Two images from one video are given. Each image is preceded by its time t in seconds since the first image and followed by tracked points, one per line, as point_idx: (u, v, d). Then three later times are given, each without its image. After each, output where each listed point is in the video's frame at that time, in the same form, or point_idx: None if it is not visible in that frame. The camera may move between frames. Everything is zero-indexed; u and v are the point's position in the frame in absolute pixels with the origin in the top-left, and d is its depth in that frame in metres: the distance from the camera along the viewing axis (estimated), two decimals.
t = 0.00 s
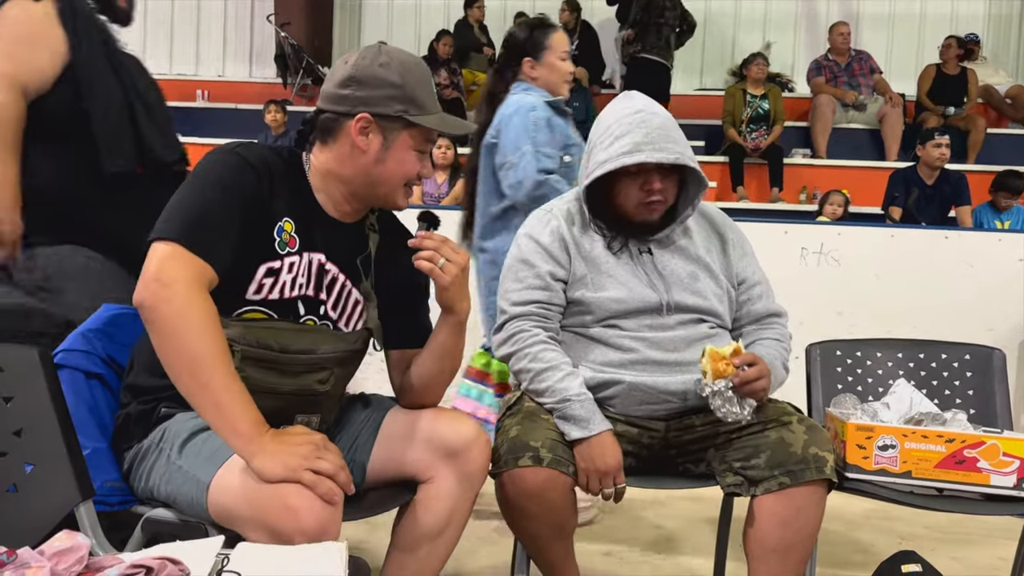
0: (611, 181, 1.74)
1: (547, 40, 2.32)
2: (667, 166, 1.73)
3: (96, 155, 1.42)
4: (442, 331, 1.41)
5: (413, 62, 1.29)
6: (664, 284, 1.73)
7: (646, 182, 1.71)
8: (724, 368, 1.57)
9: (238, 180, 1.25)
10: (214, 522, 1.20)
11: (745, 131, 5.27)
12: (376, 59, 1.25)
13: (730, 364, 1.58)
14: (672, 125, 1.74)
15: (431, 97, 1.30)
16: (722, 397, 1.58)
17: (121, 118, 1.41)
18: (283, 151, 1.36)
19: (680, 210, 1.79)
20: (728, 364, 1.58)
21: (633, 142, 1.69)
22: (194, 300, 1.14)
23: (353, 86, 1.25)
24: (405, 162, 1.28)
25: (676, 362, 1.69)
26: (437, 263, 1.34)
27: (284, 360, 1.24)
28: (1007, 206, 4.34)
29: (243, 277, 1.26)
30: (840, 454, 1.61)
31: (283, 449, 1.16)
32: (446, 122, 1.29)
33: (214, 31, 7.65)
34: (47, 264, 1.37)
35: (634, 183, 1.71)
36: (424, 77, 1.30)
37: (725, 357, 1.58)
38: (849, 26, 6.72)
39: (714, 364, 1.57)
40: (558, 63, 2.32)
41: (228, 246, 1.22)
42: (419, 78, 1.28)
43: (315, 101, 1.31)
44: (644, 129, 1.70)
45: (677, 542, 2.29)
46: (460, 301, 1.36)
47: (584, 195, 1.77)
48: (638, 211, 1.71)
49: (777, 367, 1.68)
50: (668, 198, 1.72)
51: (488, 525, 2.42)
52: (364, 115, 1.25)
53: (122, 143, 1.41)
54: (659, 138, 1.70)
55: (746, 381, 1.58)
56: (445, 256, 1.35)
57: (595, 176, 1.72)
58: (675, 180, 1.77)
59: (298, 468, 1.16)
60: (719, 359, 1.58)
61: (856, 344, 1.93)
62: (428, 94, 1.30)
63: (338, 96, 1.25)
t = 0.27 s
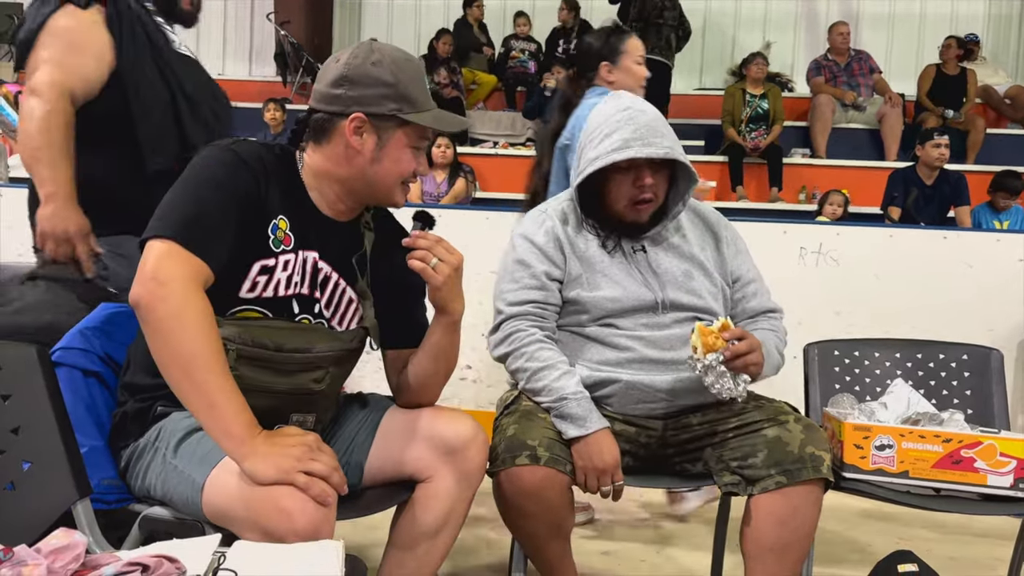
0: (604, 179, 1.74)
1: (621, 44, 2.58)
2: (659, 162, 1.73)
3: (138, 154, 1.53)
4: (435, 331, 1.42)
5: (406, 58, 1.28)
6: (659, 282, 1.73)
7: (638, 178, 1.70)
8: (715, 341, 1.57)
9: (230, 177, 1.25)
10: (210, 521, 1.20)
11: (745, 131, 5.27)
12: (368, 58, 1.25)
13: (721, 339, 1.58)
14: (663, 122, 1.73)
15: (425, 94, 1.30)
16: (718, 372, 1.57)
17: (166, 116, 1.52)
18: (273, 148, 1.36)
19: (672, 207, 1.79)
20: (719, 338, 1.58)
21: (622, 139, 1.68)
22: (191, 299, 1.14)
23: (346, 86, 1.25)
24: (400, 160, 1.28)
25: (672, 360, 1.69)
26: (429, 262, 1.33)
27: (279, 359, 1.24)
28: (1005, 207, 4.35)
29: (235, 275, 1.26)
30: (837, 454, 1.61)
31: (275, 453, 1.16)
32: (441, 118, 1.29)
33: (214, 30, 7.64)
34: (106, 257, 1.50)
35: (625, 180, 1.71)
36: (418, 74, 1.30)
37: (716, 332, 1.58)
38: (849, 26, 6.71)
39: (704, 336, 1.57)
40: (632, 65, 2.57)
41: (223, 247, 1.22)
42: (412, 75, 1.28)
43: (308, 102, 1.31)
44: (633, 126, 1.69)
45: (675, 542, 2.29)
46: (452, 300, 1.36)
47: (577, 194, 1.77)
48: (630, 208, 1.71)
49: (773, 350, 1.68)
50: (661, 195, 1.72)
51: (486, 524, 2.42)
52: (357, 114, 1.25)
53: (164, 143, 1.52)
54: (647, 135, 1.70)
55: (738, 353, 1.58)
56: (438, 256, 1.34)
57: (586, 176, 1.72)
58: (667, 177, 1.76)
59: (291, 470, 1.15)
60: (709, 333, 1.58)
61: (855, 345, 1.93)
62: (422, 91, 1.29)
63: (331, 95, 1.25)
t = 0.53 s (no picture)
0: (601, 181, 1.73)
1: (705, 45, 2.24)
2: (656, 164, 1.73)
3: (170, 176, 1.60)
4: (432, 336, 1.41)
5: (401, 57, 1.28)
6: (656, 283, 1.73)
7: (635, 181, 1.70)
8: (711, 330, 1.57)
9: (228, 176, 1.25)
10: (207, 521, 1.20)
11: (744, 132, 5.26)
12: (363, 56, 1.25)
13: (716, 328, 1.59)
14: (658, 125, 1.73)
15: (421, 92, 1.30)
16: (713, 362, 1.58)
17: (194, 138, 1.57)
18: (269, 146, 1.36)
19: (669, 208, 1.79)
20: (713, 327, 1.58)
21: (619, 143, 1.68)
22: (190, 298, 1.14)
23: (341, 84, 1.25)
24: (396, 159, 1.28)
25: (669, 361, 1.69)
26: (426, 267, 1.33)
27: (277, 359, 1.24)
28: (1004, 207, 4.35)
29: (231, 274, 1.26)
30: (835, 454, 1.61)
31: (274, 453, 1.16)
32: (437, 117, 1.29)
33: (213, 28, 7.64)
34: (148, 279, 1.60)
35: (622, 183, 1.71)
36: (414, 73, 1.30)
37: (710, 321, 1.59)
38: (848, 27, 6.71)
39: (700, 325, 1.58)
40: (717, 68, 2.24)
41: (223, 247, 1.22)
42: (408, 73, 1.28)
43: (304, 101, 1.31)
44: (629, 130, 1.69)
45: (673, 542, 2.29)
46: (449, 305, 1.36)
47: (573, 195, 1.77)
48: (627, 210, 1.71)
49: (767, 345, 1.68)
50: (658, 196, 1.72)
51: (485, 524, 2.42)
52: (352, 112, 1.24)
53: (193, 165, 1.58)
54: (644, 138, 1.69)
55: (730, 344, 1.60)
56: (435, 261, 1.33)
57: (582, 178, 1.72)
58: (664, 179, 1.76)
59: (289, 471, 1.16)
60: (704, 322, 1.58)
61: (853, 345, 1.93)
62: (418, 90, 1.29)
63: (325, 94, 1.25)
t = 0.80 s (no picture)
0: (597, 180, 1.74)
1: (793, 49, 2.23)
2: (652, 164, 1.73)
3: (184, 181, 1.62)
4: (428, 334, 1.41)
5: (392, 51, 1.29)
6: (652, 284, 1.73)
7: (631, 179, 1.71)
8: (700, 325, 1.58)
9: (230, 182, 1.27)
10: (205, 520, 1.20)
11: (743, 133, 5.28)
12: (352, 48, 1.27)
13: (704, 323, 1.59)
14: (656, 124, 1.73)
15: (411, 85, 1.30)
16: (705, 356, 1.58)
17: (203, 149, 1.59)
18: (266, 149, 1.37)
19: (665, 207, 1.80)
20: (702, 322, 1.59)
21: (615, 142, 1.69)
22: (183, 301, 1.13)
23: (329, 76, 1.26)
24: (383, 149, 1.27)
25: (665, 361, 1.70)
26: (424, 265, 1.32)
27: (274, 357, 1.25)
28: (1002, 208, 4.35)
29: (231, 274, 1.28)
30: (831, 455, 1.62)
31: (286, 440, 1.13)
32: (425, 107, 1.28)
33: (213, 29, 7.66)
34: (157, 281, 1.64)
35: (618, 182, 1.71)
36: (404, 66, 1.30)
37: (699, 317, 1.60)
38: (847, 28, 6.71)
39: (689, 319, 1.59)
40: (804, 72, 2.22)
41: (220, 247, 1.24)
42: (396, 65, 1.28)
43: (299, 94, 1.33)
44: (626, 129, 1.70)
45: (670, 542, 2.29)
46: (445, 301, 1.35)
47: (570, 195, 1.78)
48: (623, 209, 1.71)
49: (761, 344, 1.69)
50: (653, 196, 1.73)
51: (482, 525, 2.43)
52: (338, 103, 1.25)
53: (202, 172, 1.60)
54: (640, 137, 1.70)
55: (721, 339, 1.59)
56: (433, 259, 1.32)
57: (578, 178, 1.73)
58: (660, 179, 1.76)
59: (289, 470, 1.13)
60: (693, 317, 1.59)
61: (848, 346, 1.94)
62: (408, 83, 1.29)
63: (315, 87, 1.27)
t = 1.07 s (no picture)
0: (600, 182, 1.74)
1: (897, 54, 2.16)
2: (654, 166, 1.73)
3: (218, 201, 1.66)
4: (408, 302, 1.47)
5: (367, 33, 1.25)
6: (653, 286, 1.73)
7: (634, 181, 1.70)
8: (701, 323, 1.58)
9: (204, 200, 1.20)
10: (207, 520, 1.20)
11: (744, 134, 5.29)
12: (334, 37, 1.21)
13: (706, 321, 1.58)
14: (658, 128, 1.74)
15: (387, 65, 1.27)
16: (705, 353, 1.59)
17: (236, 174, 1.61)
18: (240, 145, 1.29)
19: (666, 209, 1.80)
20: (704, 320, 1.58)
21: (618, 144, 1.69)
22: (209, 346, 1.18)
23: (317, 71, 1.20)
24: (377, 138, 1.26)
25: (666, 362, 1.70)
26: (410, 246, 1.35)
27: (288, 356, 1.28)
28: (1003, 210, 4.35)
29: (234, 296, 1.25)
30: (832, 456, 1.62)
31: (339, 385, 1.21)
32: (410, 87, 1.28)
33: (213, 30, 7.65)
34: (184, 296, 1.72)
35: (621, 184, 1.71)
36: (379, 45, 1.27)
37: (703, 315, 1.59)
38: (847, 29, 6.72)
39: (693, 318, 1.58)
40: (909, 78, 2.15)
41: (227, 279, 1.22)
42: (376, 46, 1.25)
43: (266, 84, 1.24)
44: (629, 131, 1.70)
45: (670, 543, 2.29)
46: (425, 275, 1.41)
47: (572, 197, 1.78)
48: (625, 211, 1.71)
49: (761, 344, 1.68)
50: (656, 199, 1.73)
51: (483, 526, 2.43)
52: (336, 99, 1.21)
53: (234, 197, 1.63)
54: (643, 139, 1.70)
55: (725, 338, 1.59)
56: (417, 240, 1.36)
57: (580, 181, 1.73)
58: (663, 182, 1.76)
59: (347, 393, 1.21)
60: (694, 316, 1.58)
61: (850, 346, 1.93)
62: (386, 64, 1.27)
63: (300, 83, 1.20)
